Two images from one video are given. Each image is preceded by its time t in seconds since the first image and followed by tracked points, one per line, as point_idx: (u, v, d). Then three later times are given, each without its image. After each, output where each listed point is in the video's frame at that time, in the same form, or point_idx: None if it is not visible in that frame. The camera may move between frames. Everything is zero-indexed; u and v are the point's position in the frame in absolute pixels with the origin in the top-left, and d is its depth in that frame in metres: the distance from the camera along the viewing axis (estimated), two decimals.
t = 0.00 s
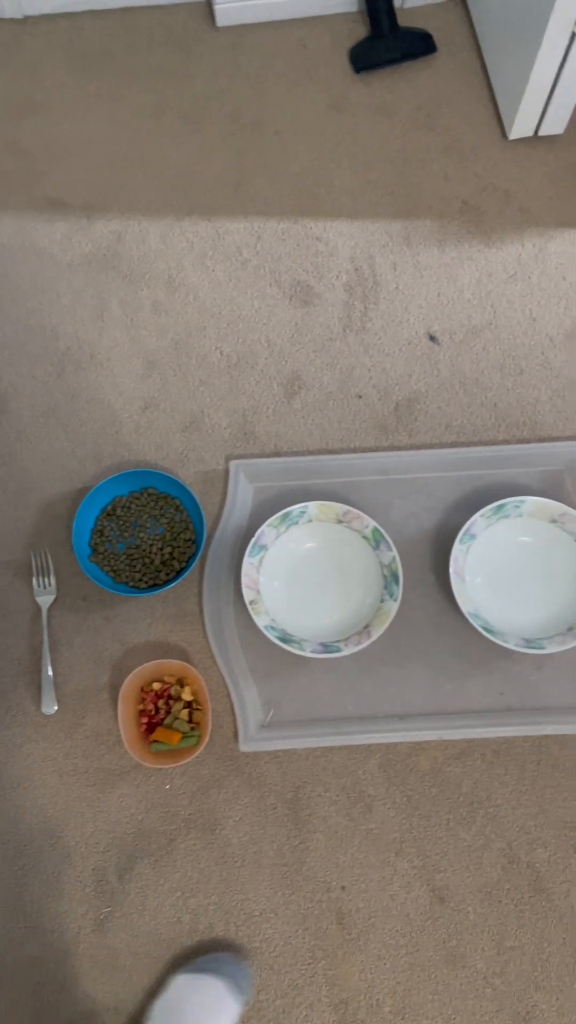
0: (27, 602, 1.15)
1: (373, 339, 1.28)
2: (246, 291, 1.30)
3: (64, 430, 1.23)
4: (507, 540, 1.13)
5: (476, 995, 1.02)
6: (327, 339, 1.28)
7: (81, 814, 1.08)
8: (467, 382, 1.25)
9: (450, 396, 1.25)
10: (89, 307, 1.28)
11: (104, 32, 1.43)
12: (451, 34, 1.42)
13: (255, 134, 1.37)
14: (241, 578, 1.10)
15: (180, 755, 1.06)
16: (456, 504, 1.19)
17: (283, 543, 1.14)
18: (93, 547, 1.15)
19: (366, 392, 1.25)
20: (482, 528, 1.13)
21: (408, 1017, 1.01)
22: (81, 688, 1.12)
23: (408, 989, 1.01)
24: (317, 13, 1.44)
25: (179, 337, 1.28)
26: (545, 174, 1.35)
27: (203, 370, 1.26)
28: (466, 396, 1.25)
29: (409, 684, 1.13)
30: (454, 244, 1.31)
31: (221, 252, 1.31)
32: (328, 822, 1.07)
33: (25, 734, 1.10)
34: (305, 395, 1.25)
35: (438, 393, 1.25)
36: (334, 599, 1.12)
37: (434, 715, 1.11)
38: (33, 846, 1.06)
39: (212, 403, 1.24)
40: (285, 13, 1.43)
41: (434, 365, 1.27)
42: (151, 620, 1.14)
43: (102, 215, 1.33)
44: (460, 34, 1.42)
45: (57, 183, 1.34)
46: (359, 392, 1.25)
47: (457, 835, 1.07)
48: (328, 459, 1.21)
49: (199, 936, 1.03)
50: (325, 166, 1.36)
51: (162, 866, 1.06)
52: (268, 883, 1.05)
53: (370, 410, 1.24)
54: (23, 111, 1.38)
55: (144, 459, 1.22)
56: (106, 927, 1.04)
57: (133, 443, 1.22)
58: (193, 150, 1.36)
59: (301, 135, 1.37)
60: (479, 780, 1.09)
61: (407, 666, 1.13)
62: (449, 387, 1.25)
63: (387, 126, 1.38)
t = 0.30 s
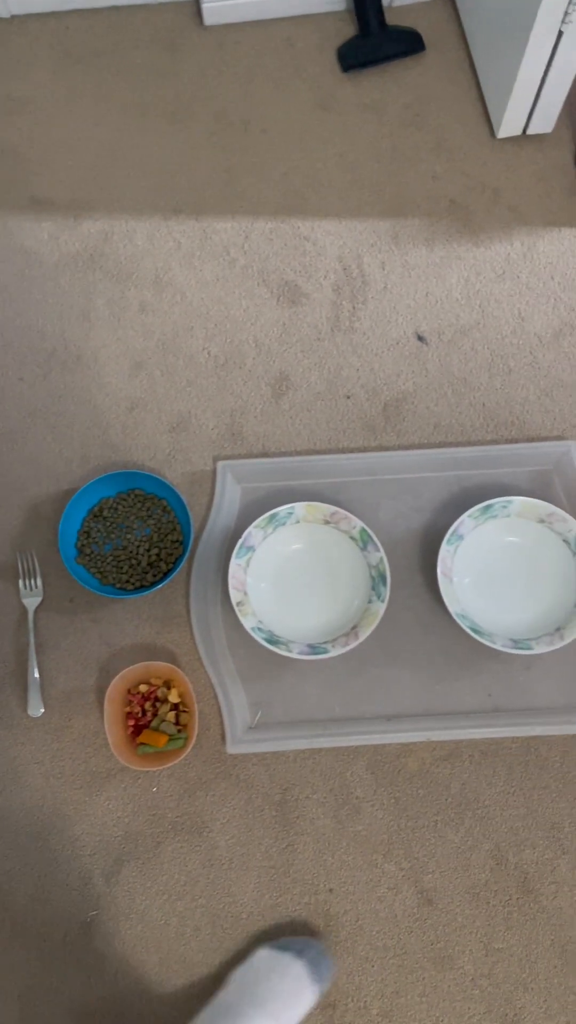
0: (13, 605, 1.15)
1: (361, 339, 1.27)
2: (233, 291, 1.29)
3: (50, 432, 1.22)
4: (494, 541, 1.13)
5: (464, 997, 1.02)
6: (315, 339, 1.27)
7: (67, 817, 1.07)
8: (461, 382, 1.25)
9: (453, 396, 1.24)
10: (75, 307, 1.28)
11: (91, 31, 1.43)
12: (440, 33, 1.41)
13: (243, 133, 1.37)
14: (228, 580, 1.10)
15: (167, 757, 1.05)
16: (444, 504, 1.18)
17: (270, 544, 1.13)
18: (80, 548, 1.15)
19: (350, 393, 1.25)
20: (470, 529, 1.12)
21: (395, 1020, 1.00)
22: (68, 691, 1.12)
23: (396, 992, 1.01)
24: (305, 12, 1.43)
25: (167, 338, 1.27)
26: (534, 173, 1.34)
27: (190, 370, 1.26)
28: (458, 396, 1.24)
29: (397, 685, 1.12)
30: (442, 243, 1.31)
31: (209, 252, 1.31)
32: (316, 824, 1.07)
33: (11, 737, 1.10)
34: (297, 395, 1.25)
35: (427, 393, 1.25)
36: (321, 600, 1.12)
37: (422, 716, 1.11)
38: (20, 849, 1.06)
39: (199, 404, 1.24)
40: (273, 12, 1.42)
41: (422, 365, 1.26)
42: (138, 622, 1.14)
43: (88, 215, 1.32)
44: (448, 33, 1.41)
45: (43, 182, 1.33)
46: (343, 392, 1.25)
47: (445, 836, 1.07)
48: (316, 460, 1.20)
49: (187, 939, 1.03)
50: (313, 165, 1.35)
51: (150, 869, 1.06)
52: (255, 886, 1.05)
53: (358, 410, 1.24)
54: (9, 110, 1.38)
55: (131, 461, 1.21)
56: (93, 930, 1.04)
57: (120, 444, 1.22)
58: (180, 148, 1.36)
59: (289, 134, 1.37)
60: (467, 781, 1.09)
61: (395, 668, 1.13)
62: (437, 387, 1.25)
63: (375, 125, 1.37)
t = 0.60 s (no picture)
0: None
1: (345, 342, 1.27)
2: (216, 294, 1.29)
3: (32, 436, 1.21)
4: (478, 545, 1.13)
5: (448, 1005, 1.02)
6: (298, 342, 1.27)
7: (49, 824, 1.07)
8: (413, 395, 1.24)
9: (411, 406, 1.23)
10: (57, 310, 1.27)
11: (74, 32, 1.42)
12: (424, 33, 1.41)
13: (226, 135, 1.36)
14: (210, 585, 1.09)
15: (148, 764, 1.05)
16: (428, 508, 1.18)
17: (253, 549, 1.12)
18: (61, 554, 1.14)
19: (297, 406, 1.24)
20: (453, 533, 1.12)
21: None
22: (49, 697, 1.11)
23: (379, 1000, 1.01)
24: (289, 12, 1.42)
25: (149, 341, 1.26)
26: (519, 174, 1.34)
27: (173, 373, 1.25)
28: (418, 404, 1.24)
29: (380, 690, 1.12)
30: (426, 245, 1.31)
31: (192, 255, 1.30)
32: (299, 831, 1.07)
33: None
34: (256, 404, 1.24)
35: (411, 396, 1.24)
36: (304, 605, 1.11)
37: (405, 721, 1.10)
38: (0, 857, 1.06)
39: (182, 407, 1.23)
40: (257, 12, 1.41)
41: (406, 368, 1.26)
42: (120, 627, 1.13)
43: (70, 218, 1.31)
44: (433, 33, 1.41)
45: (25, 184, 1.33)
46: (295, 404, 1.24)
47: (429, 843, 1.06)
48: (299, 464, 1.20)
49: (168, 947, 1.03)
50: (297, 167, 1.34)
51: (131, 877, 1.05)
52: (237, 894, 1.05)
53: (342, 413, 1.23)
54: None
55: (113, 465, 1.21)
56: (74, 938, 1.03)
57: (102, 448, 1.21)
58: (163, 150, 1.35)
59: (272, 135, 1.36)
60: (451, 787, 1.08)
61: (378, 673, 1.12)
62: (421, 390, 1.24)
63: (359, 126, 1.37)
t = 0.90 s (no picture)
0: None
1: (326, 348, 1.26)
2: (196, 300, 1.27)
3: (10, 444, 1.20)
4: (459, 552, 1.12)
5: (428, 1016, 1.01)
6: (278, 348, 1.26)
7: (25, 837, 1.06)
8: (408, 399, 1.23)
9: (402, 414, 1.23)
10: (35, 317, 1.26)
11: (53, 35, 1.41)
12: (405, 35, 1.40)
13: (206, 139, 1.35)
14: (188, 594, 1.08)
15: (125, 775, 1.04)
16: (409, 515, 1.17)
17: (232, 557, 1.11)
18: (38, 562, 1.13)
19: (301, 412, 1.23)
20: (433, 540, 1.11)
21: None
22: (26, 708, 1.10)
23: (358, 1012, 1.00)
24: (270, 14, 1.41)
25: (128, 347, 1.25)
26: (501, 178, 1.33)
27: (152, 380, 1.24)
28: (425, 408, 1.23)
29: (360, 699, 1.11)
30: (407, 250, 1.30)
31: (171, 260, 1.29)
32: (278, 841, 1.06)
33: None
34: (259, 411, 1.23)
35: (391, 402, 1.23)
36: (283, 613, 1.10)
37: (385, 731, 1.09)
38: None
39: (161, 414, 1.22)
40: (237, 14, 1.40)
41: (387, 374, 1.25)
42: (98, 637, 1.12)
43: (49, 223, 1.30)
44: (415, 36, 1.40)
45: (3, 190, 1.32)
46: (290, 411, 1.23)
47: (409, 853, 1.05)
48: (279, 470, 1.19)
49: (146, 960, 1.02)
50: (277, 171, 1.33)
51: (109, 890, 1.04)
52: (216, 906, 1.04)
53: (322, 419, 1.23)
54: None
55: (91, 473, 1.20)
56: (51, 951, 1.02)
57: (80, 456, 1.20)
58: (142, 155, 1.34)
59: (252, 139, 1.35)
60: (431, 797, 1.08)
61: (358, 683, 1.11)
62: (402, 396, 1.24)
63: (340, 130, 1.36)
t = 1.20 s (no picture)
0: None
1: (310, 350, 1.25)
2: (180, 303, 1.27)
3: None
4: (442, 557, 1.11)
5: None
6: (262, 351, 1.25)
7: (7, 843, 1.05)
8: (400, 401, 1.23)
9: (393, 415, 1.22)
10: (18, 320, 1.25)
11: (36, 36, 1.40)
12: (390, 36, 1.39)
13: (190, 140, 1.34)
14: (170, 599, 1.07)
15: (106, 782, 1.03)
16: (393, 518, 1.16)
17: (215, 561, 1.11)
18: (19, 567, 1.12)
19: (294, 414, 1.23)
20: (417, 544, 1.11)
21: None
22: (7, 713, 1.10)
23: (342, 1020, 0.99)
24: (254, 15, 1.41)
25: (111, 350, 1.25)
26: (486, 180, 1.32)
27: (135, 383, 1.23)
28: (414, 411, 1.22)
29: (343, 705, 1.10)
30: (392, 252, 1.29)
31: (155, 262, 1.28)
32: (261, 848, 1.05)
33: None
34: (248, 414, 1.22)
35: (375, 406, 1.23)
36: (266, 618, 1.09)
37: (369, 736, 1.09)
38: None
39: (144, 417, 1.22)
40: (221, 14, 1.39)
41: (371, 377, 1.24)
42: (80, 642, 1.12)
43: (31, 226, 1.29)
44: (400, 37, 1.39)
45: None
46: (290, 412, 1.23)
47: (392, 859, 1.05)
48: (262, 474, 1.18)
49: (128, 967, 1.02)
50: (262, 173, 1.33)
51: (90, 896, 1.04)
52: (198, 913, 1.03)
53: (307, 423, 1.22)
54: None
55: (74, 477, 1.19)
56: (32, 959, 1.02)
57: (63, 460, 1.19)
58: (126, 157, 1.33)
59: (237, 141, 1.34)
60: (414, 802, 1.07)
61: (342, 688, 1.11)
62: (386, 399, 1.23)
63: (325, 131, 1.35)
